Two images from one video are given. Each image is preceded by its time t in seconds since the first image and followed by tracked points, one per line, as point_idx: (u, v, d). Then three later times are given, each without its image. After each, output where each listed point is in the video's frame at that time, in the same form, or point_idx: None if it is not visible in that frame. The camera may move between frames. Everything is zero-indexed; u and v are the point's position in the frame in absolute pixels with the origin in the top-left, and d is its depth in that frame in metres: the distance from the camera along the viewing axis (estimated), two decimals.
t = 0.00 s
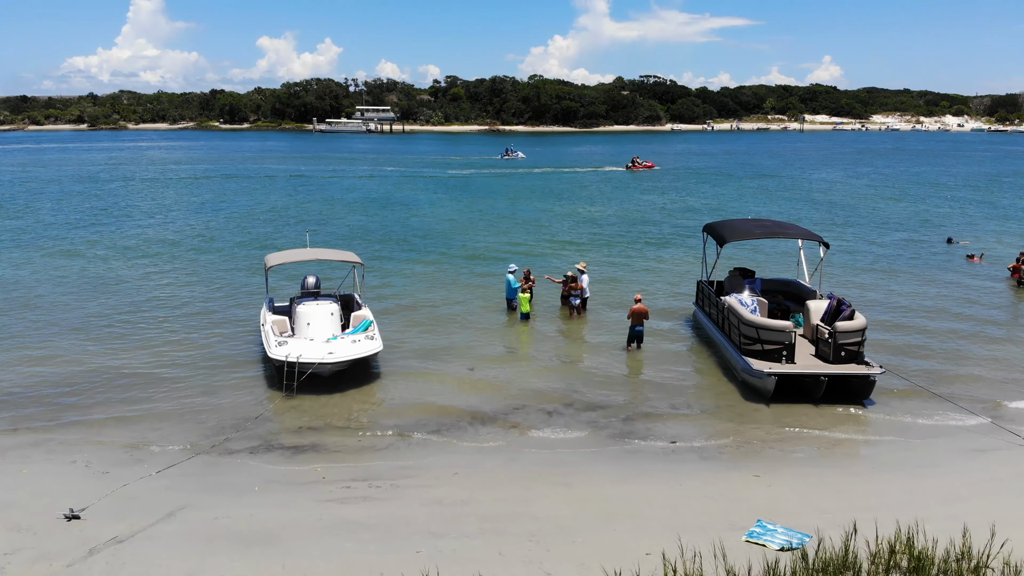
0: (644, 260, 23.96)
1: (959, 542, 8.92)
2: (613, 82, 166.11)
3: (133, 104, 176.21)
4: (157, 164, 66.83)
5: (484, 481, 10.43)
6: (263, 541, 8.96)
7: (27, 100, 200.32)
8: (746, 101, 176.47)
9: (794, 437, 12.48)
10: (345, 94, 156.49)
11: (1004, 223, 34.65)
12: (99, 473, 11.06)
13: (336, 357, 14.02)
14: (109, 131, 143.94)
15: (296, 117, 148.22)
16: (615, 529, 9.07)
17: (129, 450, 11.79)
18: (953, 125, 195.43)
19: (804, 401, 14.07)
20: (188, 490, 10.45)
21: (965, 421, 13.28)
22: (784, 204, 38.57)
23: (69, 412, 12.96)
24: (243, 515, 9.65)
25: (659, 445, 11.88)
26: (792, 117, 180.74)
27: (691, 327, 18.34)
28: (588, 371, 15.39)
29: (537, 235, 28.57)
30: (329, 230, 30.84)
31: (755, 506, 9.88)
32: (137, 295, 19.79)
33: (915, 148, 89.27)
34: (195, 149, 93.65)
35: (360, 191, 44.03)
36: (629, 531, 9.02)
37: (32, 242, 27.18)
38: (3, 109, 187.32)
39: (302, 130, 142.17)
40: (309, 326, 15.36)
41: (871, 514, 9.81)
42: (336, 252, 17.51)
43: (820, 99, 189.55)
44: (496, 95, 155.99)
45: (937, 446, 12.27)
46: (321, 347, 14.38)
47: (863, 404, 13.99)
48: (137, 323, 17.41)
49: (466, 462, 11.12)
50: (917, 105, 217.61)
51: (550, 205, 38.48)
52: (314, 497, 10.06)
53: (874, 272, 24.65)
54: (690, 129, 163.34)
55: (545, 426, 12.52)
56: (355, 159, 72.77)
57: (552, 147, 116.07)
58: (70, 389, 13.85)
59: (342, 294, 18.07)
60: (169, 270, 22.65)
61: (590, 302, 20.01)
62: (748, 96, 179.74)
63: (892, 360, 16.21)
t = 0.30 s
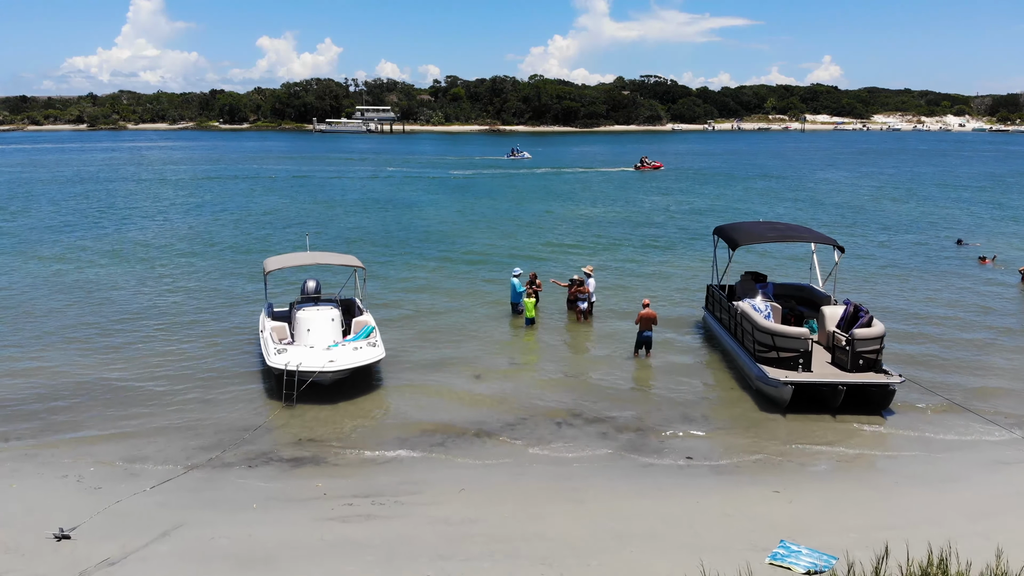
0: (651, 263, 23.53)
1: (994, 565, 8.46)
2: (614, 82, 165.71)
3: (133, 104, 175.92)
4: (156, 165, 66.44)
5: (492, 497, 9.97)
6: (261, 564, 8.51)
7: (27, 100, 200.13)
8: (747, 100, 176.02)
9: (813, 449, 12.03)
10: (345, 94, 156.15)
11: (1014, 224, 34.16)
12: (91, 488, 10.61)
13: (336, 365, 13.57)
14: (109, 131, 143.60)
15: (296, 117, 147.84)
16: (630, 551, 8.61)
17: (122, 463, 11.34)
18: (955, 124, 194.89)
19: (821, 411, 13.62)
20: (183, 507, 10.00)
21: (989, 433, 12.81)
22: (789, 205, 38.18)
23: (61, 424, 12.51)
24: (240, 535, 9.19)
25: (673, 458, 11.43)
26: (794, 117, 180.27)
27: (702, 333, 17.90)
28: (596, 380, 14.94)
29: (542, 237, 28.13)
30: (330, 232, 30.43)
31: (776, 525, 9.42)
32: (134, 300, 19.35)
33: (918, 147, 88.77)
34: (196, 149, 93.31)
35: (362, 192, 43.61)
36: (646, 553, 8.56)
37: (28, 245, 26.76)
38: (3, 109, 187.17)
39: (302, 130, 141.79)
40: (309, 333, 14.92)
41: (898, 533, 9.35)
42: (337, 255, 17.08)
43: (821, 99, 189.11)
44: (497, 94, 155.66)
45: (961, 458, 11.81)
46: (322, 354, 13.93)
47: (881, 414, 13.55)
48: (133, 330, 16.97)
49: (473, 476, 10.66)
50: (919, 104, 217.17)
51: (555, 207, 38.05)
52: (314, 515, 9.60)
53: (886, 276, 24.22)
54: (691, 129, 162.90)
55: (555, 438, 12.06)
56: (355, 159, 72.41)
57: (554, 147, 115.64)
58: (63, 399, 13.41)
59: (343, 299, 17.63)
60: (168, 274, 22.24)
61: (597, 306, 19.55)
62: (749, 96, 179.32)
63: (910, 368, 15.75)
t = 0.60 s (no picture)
0: (659, 267, 23.02)
1: None
2: (615, 83, 165.30)
3: (133, 104, 175.57)
4: (155, 165, 65.96)
5: (503, 520, 9.42)
6: None
7: (27, 100, 200.06)
8: (748, 100, 175.60)
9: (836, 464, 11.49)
10: (345, 94, 156.13)
11: None
12: (81, 507, 10.08)
13: (338, 375, 13.01)
14: (109, 131, 143.18)
15: (296, 117, 147.39)
16: None
17: (114, 480, 10.80)
18: (956, 124, 194.41)
19: (842, 423, 13.10)
20: (177, 529, 9.46)
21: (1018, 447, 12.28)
22: (796, 207, 37.68)
23: (51, 436, 11.98)
24: (236, 561, 8.65)
25: (691, 474, 10.90)
26: (795, 117, 179.88)
27: (714, 339, 17.38)
28: (607, 389, 14.43)
29: (547, 239, 27.63)
30: (331, 234, 29.93)
31: (805, 551, 8.89)
32: (130, 305, 18.83)
33: (922, 147, 88.19)
34: (196, 150, 92.89)
35: (363, 193, 43.12)
36: None
37: (23, 248, 26.24)
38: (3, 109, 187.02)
39: (302, 130, 141.35)
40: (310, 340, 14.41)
41: (934, 560, 8.82)
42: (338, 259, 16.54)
43: (822, 99, 188.67)
44: (497, 94, 155.25)
45: (993, 475, 11.28)
46: (322, 364, 13.37)
47: (905, 426, 13.03)
48: (128, 336, 16.44)
49: (483, 495, 10.12)
50: (920, 104, 216.68)
51: (559, 208, 37.54)
52: (315, 539, 9.06)
53: (899, 278, 23.69)
54: (691, 129, 162.45)
55: (567, 452, 11.53)
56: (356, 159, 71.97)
57: (556, 147, 115.18)
58: (53, 408, 12.85)
59: (344, 304, 17.08)
60: (165, 277, 21.72)
61: (605, 311, 19.03)
62: (750, 96, 178.89)
63: (931, 374, 15.21)
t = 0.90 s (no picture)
0: (669, 272, 22.44)
1: None
2: (616, 83, 164.79)
3: (132, 105, 175.11)
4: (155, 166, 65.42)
5: (517, 548, 8.83)
6: None
7: (26, 100, 199.53)
8: (750, 100, 175.17)
9: (866, 482, 10.91)
10: (346, 94, 155.61)
11: None
12: (68, 532, 9.49)
13: (340, 387, 12.38)
14: (108, 131, 142.61)
15: (296, 118, 146.85)
16: None
17: (105, 501, 10.20)
18: (958, 124, 193.89)
19: (868, 437, 12.54)
20: (170, 557, 8.87)
21: None
22: (804, 209, 37.11)
23: (40, 454, 11.38)
24: None
25: (714, 495, 10.31)
26: (796, 117, 179.36)
27: (729, 347, 16.81)
28: (621, 400, 13.85)
29: (553, 243, 27.06)
30: (332, 237, 29.38)
31: None
32: (126, 312, 18.25)
33: (926, 148, 87.58)
34: (195, 150, 92.33)
35: (365, 195, 42.56)
36: None
37: (17, 252, 25.64)
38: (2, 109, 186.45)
39: (302, 130, 140.75)
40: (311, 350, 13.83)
41: None
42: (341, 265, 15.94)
43: (823, 99, 188.19)
44: (498, 94, 154.74)
45: None
46: (324, 375, 12.75)
47: (934, 441, 12.47)
48: (123, 345, 15.85)
49: (496, 518, 9.53)
50: (922, 104, 216.19)
51: (564, 210, 36.99)
52: (317, 568, 8.47)
53: (915, 284, 23.12)
54: (693, 129, 161.92)
55: (583, 471, 10.94)
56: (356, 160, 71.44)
57: (558, 147, 114.62)
58: (42, 424, 12.27)
59: (346, 312, 16.46)
60: (163, 283, 21.15)
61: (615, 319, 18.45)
62: (752, 96, 178.31)
63: (957, 386, 14.65)
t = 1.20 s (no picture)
0: (681, 276, 21.80)
1: None
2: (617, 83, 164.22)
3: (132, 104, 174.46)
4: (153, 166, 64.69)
5: None
6: None
7: (25, 99, 198.96)
8: (751, 100, 174.66)
9: (904, 506, 10.26)
10: (346, 94, 155.02)
11: None
12: (52, 562, 8.81)
13: (342, 403, 11.69)
14: (108, 130, 141.95)
15: (296, 117, 146.23)
16: None
17: (92, 527, 9.52)
18: (959, 125, 193.43)
19: (902, 455, 11.90)
20: None
21: None
22: (814, 211, 36.49)
23: (26, 472, 10.69)
24: None
25: (744, 521, 9.65)
26: (797, 116, 178.85)
27: (748, 356, 16.17)
28: (640, 415, 13.17)
29: (560, 246, 26.43)
30: (334, 238, 28.73)
31: None
32: (120, 317, 17.57)
33: (929, 148, 87.02)
34: (195, 150, 91.71)
35: (366, 196, 41.91)
36: None
37: (11, 254, 24.95)
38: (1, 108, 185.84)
39: (302, 130, 140.15)
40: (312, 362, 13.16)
41: None
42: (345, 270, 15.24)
43: (825, 99, 187.70)
44: (498, 93, 154.16)
45: None
46: (326, 390, 12.06)
47: (970, 459, 11.83)
48: (117, 352, 15.17)
49: (512, 548, 8.87)
50: (923, 104, 215.65)
51: (569, 211, 36.33)
52: None
53: (932, 290, 22.51)
54: (694, 129, 161.37)
55: (603, 494, 10.28)
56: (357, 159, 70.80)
57: (560, 146, 114.11)
58: (29, 440, 11.57)
59: (350, 320, 15.77)
60: (160, 287, 20.47)
61: (627, 326, 17.78)
62: (753, 96, 177.63)
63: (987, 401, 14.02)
